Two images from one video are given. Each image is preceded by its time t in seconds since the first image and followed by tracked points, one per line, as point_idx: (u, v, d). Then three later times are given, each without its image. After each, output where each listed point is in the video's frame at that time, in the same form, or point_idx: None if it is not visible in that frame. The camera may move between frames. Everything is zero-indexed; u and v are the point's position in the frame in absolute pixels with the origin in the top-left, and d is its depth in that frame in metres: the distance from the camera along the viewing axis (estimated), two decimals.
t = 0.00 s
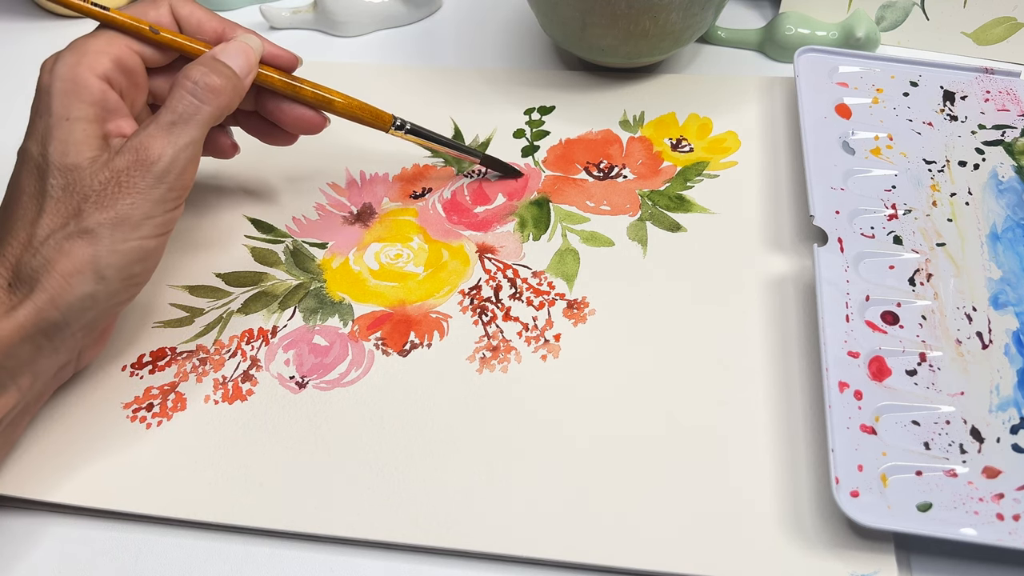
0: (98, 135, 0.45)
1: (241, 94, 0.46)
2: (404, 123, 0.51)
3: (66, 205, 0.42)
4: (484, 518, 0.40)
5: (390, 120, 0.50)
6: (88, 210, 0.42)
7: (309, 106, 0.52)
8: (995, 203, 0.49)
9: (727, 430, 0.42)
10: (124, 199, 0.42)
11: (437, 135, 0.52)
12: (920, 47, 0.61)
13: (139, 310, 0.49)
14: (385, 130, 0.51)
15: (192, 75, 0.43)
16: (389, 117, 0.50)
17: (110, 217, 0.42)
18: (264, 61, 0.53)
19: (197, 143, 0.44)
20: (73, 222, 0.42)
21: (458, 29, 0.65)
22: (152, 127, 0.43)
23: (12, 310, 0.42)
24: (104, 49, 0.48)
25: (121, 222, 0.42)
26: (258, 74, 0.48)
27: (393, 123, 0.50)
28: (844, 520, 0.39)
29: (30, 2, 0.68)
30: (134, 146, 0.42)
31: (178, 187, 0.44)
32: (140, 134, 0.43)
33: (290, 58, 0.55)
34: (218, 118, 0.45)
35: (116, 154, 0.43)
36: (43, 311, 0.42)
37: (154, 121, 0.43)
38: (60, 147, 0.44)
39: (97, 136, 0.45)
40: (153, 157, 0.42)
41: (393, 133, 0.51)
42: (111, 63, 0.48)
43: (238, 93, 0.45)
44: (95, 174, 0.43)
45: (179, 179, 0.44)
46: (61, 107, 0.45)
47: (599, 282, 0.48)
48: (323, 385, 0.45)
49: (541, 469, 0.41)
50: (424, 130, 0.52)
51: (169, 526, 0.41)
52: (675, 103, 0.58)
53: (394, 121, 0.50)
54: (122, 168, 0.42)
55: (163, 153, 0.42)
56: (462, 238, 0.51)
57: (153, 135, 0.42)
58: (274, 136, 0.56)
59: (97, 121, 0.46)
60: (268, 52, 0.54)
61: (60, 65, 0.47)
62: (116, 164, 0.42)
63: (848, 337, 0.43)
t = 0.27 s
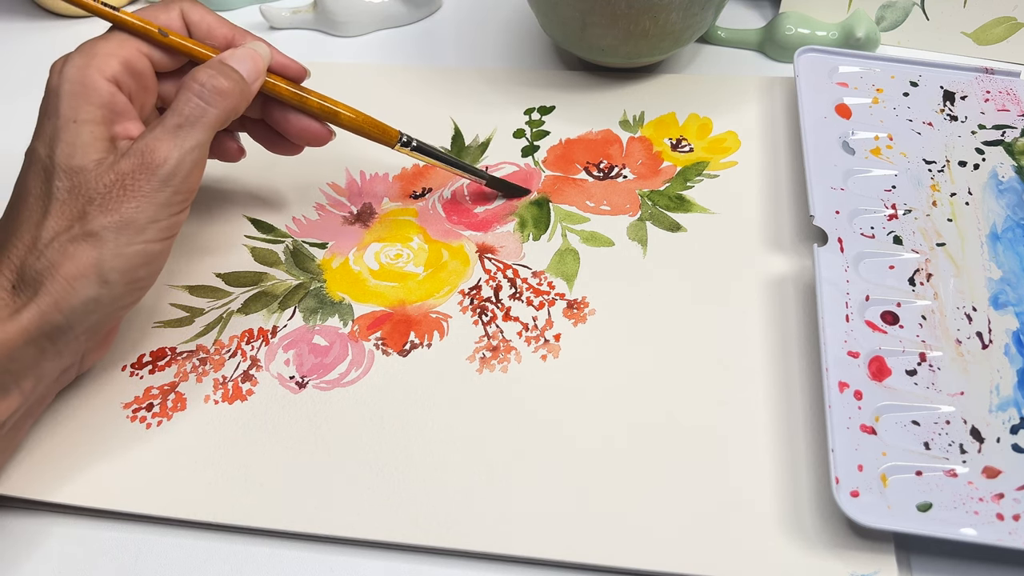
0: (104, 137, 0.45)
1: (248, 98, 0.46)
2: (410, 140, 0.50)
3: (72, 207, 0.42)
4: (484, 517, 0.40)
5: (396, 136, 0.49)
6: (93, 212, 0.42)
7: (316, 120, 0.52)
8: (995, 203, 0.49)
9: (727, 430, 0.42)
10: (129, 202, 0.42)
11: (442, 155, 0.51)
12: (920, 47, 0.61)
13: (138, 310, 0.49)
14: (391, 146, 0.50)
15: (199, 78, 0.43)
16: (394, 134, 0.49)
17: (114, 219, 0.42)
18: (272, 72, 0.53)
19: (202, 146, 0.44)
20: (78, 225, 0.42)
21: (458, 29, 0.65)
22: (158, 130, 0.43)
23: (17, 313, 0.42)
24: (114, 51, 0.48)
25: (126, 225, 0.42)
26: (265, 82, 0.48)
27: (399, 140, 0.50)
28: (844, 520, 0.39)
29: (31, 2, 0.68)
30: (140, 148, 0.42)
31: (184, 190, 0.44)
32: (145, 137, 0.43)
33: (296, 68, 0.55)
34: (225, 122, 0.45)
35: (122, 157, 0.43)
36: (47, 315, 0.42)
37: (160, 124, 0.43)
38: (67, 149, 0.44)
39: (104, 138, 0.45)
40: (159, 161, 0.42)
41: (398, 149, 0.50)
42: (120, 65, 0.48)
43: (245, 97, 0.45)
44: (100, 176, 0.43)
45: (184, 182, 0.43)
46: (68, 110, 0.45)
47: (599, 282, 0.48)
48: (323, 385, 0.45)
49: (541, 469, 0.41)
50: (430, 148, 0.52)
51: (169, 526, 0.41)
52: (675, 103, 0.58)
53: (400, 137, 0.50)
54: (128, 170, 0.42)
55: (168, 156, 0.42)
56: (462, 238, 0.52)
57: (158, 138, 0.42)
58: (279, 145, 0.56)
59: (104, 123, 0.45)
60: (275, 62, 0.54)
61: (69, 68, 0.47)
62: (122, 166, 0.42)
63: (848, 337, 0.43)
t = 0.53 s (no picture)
0: (99, 136, 0.45)
1: (242, 96, 0.46)
2: (402, 139, 0.50)
3: (67, 205, 0.42)
4: (484, 517, 0.40)
5: (389, 136, 0.49)
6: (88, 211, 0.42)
7: (306, 118, 0.52)
8: (995, 203, 0.49)
9: (727, 430, 0.42)
10: (124, 200, 0.42)
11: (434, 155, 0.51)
12: (920, 47, 0.61)
13: (138, 310, 0.49)
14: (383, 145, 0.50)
15: (192, 75, 0.43)
16: (387, 133, 0.49)
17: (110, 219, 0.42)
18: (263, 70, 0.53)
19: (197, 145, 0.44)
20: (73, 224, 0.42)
21: (458, 29, 0.65)
22: (152, 128, 0.42)
23: (12, 312, 0.42)
24: (107, 50, 0.48)
25: (122, 223, 0.42)
26: (258, 82, 0.48)
27: (391, 140, 0.50)
28: (844, 520, 0.39)
29: (30, 2, 0.68)
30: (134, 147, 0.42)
31: (178, 188, 0.44)
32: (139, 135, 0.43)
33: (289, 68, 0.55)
34: (218, 119, 0.45)
35: (116, 155, 0.43)
36: (43, 313, 0.42)
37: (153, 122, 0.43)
38: (61, 148, 0.44)
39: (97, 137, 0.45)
40: (153, 159, 0.42)
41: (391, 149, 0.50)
42: (114, 64, 0.48)
43: (238, 94, 0.45)
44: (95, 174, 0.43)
45: (179, 181, 0.44)
46: (62, 108, 0.45)
47: (599, 282, 0.48)
48: (323, 385, 0.45)
49: (541, 469, 0.41)
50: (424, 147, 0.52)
51: (169, 526, 0.41)
52: (675, 103, 0.58)
53: (392, 137, 0.50)
54: (122, 168, 0.42)
55: (162, 154, 0.42)
56: (462, 238, 0.51)
57: (153, 136, 0.42)
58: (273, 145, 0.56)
59: (98, 122, 0.46)
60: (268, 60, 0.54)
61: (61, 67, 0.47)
62: (115, 164, 0.42)
63: (848, 337, 0.43)
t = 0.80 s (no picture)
0: (77, 128, 0.46)
1: (220, 85, 0.46)
2: (381, 133, 0.50)
3: (45, 198, 0.43)
4: (484, 517, 0.40)
5: (368, 130, 0.50)
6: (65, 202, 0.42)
7: (283, 110, 0.53)
8: (995, 203, 0.49)
9: (727, 430, 0.42)
10: (102, 191, 0.43)
11: (414, 149, 0.51)
12: (920, 48, 0.61)
13: (138, 310, 0.49)
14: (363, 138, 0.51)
15: (168, 64, 0.43)
16: (366, 126, 0.50)
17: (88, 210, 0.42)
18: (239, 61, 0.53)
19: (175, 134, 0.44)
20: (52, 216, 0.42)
21: (458, 29, 0.65)
22: (129, 118, 0.43)
23: None
24: (85, 42, 0.48)
25: (101, 214, 0.43)
26: (234, 75, 0.48)
27: (370, 133, 0.50)
28: (844, 520, 0.39)
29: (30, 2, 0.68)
30: (111, 137, 0.43)
31: (157, 178, 0.44)
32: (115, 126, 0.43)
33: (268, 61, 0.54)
34: (195, 108, 0.45)
35: (93, 146, 0.43)
36: (24, 305, 0.42)
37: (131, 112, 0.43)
38: (39, 140, 0.44)
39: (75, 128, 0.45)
40: (130, 148, 0.42)
41: (370, 143, 0.51)
42: (91, 56, 0.48)
43: (216, 84, 0.46)
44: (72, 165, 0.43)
45: (158, 170, 0.44)
46: (40, 100, 0.46)
47: (599, 282, 0.48)
48: (323, 385, 0.45)
49: (541, 469, 0.41)
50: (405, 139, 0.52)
51: (169, 526, 0.41)
52: (675, 103, 0.58)
53: (371, 131, 0.50)
54: (99, 159, 0.43)
55: (140, 143, 0.43)
56: (462, 238, 0.52)
57: (130, 126, 0.43)
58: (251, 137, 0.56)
59: (76, 114, 0.46)
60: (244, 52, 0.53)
61: (40, 60, 0.47)
62: (92, 155, 0.43)
63: (848, 337, 0.43)
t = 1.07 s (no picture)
0: (62, 124, 0.46)
1: (203, 78, 0.46)
2: (366, 131, 0.50)
3: (32, 196, 0.43)
4: (485, 517, 0.40)
5: (352, 129, 0.50)
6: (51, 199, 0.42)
7: (263, 107, 0.53)
8: (995, 203, 0.49)
9: (726, 430, 0.42)
10: (88, 187, 0.43)
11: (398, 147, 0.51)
12: (921, 48, 0.61)
13: (138, 310, 0.49)
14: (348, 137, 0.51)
15: (150, 58, 0.43)
16: (350, 125, 0.50)
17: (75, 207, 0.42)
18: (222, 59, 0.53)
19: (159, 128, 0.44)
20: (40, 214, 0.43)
21: (458, 29, 0.65)
22: (113, 113, 0.43)
23: None
24: (68, 39, 0.48)
25: (87, 210, 0.43)
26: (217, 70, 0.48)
27: (354, 132, 0.50)
28: (844, 520, 0.39)
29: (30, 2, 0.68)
30: (96, 133, 0.43)
31: (143, 172, 0.44)
32: (100, 121, 0.43)
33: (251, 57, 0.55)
34: (179, 102, 0.45)
35: (78, 142, 0.43)
36: (14, 303, 0.42)
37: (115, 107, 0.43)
38: (24, 138, 0.44)
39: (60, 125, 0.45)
40: (115, 143, 0.42)
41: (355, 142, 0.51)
42: (75, 53, 0.48)
43: (198, 76, 0.45)
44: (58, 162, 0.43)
45: (143, 165, 0.44)
46: (25, 99, 0.46)
47: (599, 283, 0.48)
48: (324, 385, 0.45)
49: (541, 469, 0.41)
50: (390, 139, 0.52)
51: (169, 526, 0.41)
52: (675, 103, 0.58)
53: (355, 129, 0.50)
54: (84, 156, 0.43)
55: (125, 138, 0.43)
56: (462, 238, 0.51)
57: (115, 122, 0.43)
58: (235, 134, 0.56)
59: (61, 111, 0.46)
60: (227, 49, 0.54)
61: (23, 58, 0.47)
62: (76, 151, 0.43)
63: (848, 337, 0.43)
